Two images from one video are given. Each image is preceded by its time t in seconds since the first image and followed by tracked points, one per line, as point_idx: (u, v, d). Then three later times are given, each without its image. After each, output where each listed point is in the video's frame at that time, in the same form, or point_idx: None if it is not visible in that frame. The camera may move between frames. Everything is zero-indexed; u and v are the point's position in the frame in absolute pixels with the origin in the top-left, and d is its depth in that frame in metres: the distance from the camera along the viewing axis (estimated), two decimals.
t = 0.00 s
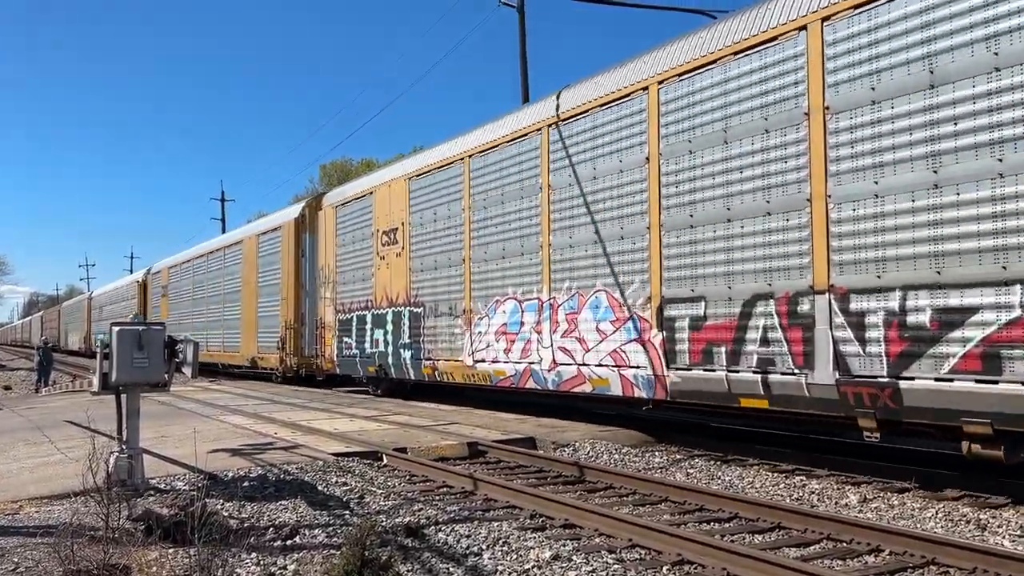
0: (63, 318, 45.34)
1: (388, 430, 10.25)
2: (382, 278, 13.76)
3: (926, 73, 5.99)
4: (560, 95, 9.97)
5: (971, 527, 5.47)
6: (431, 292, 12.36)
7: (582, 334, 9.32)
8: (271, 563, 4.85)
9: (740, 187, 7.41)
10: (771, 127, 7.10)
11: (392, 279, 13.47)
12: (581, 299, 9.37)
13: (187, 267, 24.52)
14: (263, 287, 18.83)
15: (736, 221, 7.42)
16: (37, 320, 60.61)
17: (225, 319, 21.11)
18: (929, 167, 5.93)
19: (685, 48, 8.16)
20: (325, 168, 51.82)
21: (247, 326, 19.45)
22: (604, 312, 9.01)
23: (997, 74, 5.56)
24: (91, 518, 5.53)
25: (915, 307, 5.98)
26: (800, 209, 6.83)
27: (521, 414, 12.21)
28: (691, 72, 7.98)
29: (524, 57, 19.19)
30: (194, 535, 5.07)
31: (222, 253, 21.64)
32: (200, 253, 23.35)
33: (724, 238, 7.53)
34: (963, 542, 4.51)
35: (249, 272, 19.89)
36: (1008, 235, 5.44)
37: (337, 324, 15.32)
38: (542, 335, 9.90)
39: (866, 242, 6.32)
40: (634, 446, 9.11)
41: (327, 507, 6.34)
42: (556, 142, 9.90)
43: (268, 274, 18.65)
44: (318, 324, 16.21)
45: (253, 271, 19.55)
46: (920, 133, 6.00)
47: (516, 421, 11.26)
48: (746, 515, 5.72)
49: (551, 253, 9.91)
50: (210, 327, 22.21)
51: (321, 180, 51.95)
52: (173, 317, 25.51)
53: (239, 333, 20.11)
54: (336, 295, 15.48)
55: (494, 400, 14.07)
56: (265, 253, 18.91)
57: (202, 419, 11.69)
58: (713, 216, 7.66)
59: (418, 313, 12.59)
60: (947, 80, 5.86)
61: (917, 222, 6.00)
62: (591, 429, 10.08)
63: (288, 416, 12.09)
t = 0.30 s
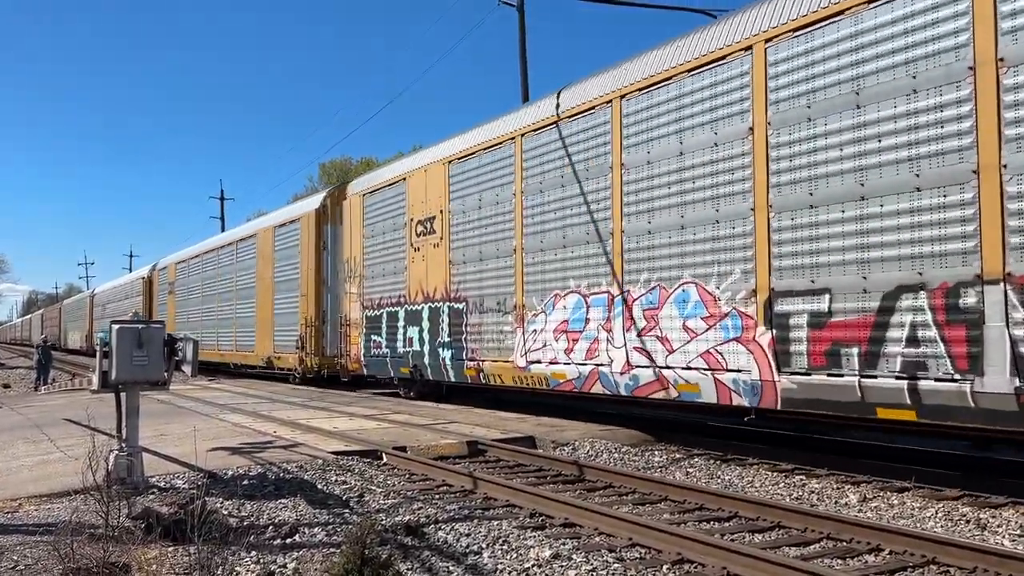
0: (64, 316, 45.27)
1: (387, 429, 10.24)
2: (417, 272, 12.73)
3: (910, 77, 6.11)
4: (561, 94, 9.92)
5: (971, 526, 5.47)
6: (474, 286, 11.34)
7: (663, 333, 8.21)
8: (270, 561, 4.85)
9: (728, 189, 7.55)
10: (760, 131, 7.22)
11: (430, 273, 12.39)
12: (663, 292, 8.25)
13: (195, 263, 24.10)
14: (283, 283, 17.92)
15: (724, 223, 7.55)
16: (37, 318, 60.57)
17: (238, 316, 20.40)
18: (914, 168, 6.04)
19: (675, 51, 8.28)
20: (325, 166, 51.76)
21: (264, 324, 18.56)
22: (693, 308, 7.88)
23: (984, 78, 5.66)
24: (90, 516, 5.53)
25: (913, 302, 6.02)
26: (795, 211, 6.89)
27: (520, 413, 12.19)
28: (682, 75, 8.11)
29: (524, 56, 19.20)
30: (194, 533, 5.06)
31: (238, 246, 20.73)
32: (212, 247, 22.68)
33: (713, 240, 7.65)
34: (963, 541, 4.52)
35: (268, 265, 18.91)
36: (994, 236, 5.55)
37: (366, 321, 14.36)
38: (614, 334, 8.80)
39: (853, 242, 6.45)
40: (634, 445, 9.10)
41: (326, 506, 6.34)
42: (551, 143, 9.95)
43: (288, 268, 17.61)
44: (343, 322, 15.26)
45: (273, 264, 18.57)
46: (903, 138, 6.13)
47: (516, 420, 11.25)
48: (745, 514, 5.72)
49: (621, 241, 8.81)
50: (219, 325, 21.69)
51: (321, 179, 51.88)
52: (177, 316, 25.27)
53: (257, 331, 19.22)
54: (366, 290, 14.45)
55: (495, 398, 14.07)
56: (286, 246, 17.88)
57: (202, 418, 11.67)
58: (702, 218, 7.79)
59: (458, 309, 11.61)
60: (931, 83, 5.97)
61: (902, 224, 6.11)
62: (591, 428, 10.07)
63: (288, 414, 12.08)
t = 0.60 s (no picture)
0: (65, 314, 45.20)
1: (387, 427, 10.23)
2: (460, 263, 11.67)
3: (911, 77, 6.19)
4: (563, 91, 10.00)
5: (971, 526, 5.47)
6: (530, 279, 10.31)
7: (772, 330, 7.18)
8: (270, 559, 4.85)
9: (724, 189, 7.69)
10: (754, 131, 7.41)
11: (478, 265, 11.30)
12: (773, 283, 7.19)
13: (203, 259, 23.46)
14: (303, 277, 16.83)
15: (722, 222, 7.69)
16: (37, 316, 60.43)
17: (251, 313, 19.48)
18: (908, 168, 6.18)
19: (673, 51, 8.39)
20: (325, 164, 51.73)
21: (282, 322, 17.67)
22: (817, 301, 6.83)
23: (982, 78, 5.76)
24: (91, 513, 5.53)
25: (937, 301, 5.98)
26: (784, 209, 7.12)
27: (521, 412, 12.18)
28: (680, 75, 8.21)
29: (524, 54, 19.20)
30: (194, 531, 5.06)
31: (253, 238, 19.72)
32: (223, 240, 21.80)
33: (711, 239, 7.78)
34: (963, 541, 4.52)
35: (286, 257, 17.80)
36: (994, 236, 5.64)
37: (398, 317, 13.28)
38: (713, 331, 7.71)
39: None
40: (634, 444, 9.10)
41: (327, 504, 6.33)
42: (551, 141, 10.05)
43: (311, 260, 16.48)
44: (373, 318, 14.20)
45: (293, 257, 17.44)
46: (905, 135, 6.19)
47: (516, 418, 11.25)
48: (746, 513, 5.71)
49: (718, 224, 7.73)
50: (230, 322, 20.92)
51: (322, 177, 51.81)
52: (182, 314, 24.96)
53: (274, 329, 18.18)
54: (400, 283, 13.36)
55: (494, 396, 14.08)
56: (307, 237, 16.75)
57: (202, 416, 11.65)
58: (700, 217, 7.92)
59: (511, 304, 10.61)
60: (927, 83, 6.08)
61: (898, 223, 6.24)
62: (592, 427, 10.06)
63: (288, 413, 12.07)
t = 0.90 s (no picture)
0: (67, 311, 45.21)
1: (389, 425, 10.23)
2: (511, 253, 10.62)
3: (896, 80, 6.27)
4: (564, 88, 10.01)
5: (972, 524, 5.46)
6: (596, 270, 9.26)
7: (924, 328, 6.04)
8: (271, 556, 4.86)
9: (716, 189, 7.74)
10: (821, 113, 6.81)
11: (535, 256, 10.21)
12: (926, 271, 6.04)
13: (214, 253, 22.65)
14: (328, 271, 15.77)
15: (715, 222, 7.73)
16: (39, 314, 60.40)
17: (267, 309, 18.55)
18: (893, 169, 6.26)
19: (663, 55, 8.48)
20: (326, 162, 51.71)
21: (303, 319, 16.67)
22: (982, 294, 5.70)
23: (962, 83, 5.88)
24: (92, 510, 5.53)
25: None
26: (773, 210, 7.19)
27: (522, 410, 12.19)
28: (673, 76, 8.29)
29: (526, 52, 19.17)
30: (195, 528, 5.07)
31: (271, 230, 18.69)
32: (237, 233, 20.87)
33: (701, 238, 7.87)
34: (965, 539, 4.51)
35: (308, 249, 16.68)
36: (977, 235, 5.73)
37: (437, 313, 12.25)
38: (844, 329, 6.57)
39: None
40: (635, 442, 9.11)
41: (328, 502, 6.34)
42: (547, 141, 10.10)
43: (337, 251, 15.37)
44: (407, 314, 13.21)
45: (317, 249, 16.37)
46: (891, 137, 6.29)
47: (517, 416, 11.26)
48: (747, 512, 5.71)
49: (846, 206, 6.61)
50: (243, 319, 20.05)
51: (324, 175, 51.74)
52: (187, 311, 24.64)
53: (294, 325, 17.13)
54: (440, 275, 12.28)
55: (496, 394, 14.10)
56: (333, 228, 15.66)
57: (203, 414, 11.64)
58: (692, 216, 7.99)
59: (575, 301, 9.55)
60: (913, 86, 6.17)
61: (883, 224, 6.34)
62: (592, 426, 10.07)
63: (288, 410, 12.09)
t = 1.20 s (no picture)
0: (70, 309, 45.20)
1: (390, 424, 10.24)
2: (574, 242, 9.66)
3: (880, 82, 6.44)
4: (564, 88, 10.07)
5: (974, 523, 5.46)
6: (682, 260, 8.17)
7: None
8: (273, 554, 4.86)
9: (706, 190, 7.92)
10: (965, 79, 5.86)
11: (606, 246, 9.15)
12: None
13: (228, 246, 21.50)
14: (359, 264, 14.71)
15: (707, 221, 7.91)
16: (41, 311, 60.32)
17: (287, 305, 17.58)
18: (886, 169, 6.35)
19: (656, 57, 8.63)
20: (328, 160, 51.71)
21: (327, 316, 15.72)
22: None
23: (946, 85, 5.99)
24: (94, 508, 5.55)
25: None
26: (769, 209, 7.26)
27: (523, 408, 12.19)
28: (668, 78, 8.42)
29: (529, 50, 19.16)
30: (197, 526, 5.07)
31: (292, 220, 17.60)
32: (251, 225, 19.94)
33: (694, 237, 8.03)
34: (967, 538, 4.51)
35: (335, 241, 15.65)
36: (957, 234, 5.88)
37: (486, 308, 11.34)
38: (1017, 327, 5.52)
39: None
40: (637, 441, 9.10)
41: (329, 500, 6.34)
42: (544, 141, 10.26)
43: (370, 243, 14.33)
44: (450, 310, 12.29)
45: (345, 239, 15.29)
46: (880, 138, 6.41)
47: (518, 415, 11.26)
48: (748, 510, 5.71)
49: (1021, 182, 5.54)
50: (258, 315, 19.16)
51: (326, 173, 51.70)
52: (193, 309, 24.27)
53: (320, 321, 16.11)
54: (490, 267, 11.33)
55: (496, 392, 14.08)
56: (365, 217, 14.61)
57: (206, 412, 11.64)
58: (683, 215, 8.16)
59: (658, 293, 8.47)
60: (898, 89, 6.31)
61: (869, 224, 6.46)
62: (594, 424, 10.06)
63: (290, 408, 12.09)
